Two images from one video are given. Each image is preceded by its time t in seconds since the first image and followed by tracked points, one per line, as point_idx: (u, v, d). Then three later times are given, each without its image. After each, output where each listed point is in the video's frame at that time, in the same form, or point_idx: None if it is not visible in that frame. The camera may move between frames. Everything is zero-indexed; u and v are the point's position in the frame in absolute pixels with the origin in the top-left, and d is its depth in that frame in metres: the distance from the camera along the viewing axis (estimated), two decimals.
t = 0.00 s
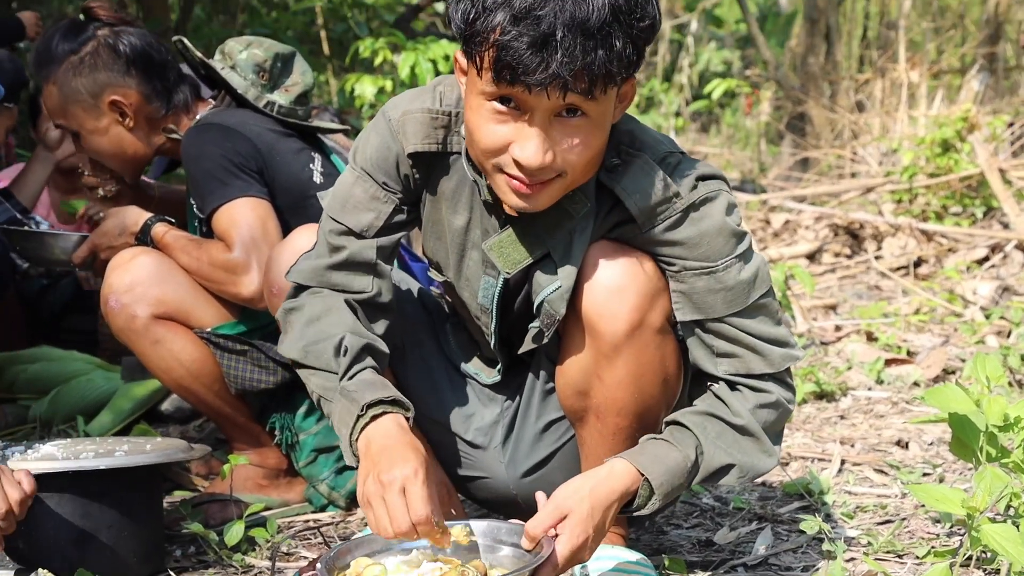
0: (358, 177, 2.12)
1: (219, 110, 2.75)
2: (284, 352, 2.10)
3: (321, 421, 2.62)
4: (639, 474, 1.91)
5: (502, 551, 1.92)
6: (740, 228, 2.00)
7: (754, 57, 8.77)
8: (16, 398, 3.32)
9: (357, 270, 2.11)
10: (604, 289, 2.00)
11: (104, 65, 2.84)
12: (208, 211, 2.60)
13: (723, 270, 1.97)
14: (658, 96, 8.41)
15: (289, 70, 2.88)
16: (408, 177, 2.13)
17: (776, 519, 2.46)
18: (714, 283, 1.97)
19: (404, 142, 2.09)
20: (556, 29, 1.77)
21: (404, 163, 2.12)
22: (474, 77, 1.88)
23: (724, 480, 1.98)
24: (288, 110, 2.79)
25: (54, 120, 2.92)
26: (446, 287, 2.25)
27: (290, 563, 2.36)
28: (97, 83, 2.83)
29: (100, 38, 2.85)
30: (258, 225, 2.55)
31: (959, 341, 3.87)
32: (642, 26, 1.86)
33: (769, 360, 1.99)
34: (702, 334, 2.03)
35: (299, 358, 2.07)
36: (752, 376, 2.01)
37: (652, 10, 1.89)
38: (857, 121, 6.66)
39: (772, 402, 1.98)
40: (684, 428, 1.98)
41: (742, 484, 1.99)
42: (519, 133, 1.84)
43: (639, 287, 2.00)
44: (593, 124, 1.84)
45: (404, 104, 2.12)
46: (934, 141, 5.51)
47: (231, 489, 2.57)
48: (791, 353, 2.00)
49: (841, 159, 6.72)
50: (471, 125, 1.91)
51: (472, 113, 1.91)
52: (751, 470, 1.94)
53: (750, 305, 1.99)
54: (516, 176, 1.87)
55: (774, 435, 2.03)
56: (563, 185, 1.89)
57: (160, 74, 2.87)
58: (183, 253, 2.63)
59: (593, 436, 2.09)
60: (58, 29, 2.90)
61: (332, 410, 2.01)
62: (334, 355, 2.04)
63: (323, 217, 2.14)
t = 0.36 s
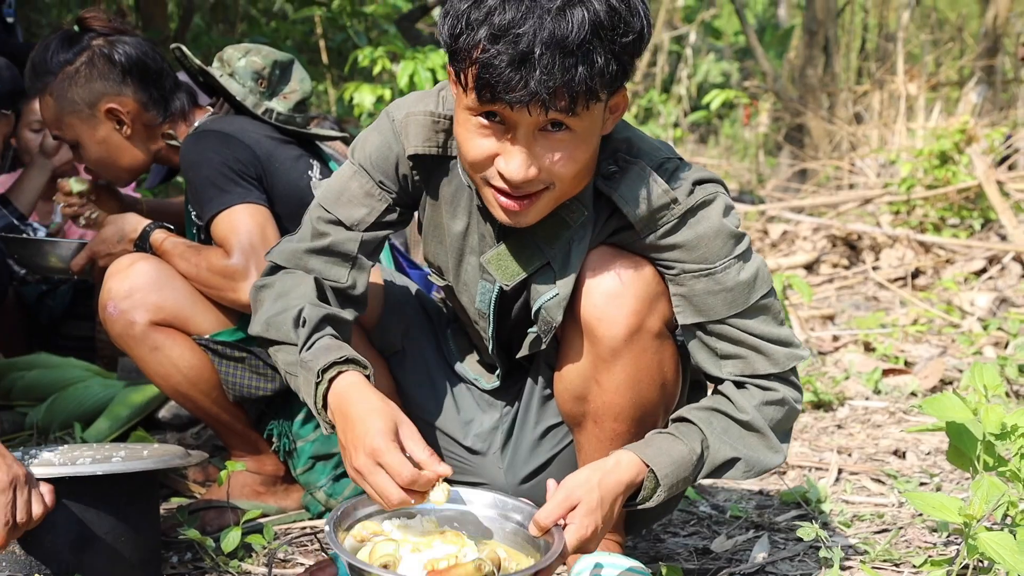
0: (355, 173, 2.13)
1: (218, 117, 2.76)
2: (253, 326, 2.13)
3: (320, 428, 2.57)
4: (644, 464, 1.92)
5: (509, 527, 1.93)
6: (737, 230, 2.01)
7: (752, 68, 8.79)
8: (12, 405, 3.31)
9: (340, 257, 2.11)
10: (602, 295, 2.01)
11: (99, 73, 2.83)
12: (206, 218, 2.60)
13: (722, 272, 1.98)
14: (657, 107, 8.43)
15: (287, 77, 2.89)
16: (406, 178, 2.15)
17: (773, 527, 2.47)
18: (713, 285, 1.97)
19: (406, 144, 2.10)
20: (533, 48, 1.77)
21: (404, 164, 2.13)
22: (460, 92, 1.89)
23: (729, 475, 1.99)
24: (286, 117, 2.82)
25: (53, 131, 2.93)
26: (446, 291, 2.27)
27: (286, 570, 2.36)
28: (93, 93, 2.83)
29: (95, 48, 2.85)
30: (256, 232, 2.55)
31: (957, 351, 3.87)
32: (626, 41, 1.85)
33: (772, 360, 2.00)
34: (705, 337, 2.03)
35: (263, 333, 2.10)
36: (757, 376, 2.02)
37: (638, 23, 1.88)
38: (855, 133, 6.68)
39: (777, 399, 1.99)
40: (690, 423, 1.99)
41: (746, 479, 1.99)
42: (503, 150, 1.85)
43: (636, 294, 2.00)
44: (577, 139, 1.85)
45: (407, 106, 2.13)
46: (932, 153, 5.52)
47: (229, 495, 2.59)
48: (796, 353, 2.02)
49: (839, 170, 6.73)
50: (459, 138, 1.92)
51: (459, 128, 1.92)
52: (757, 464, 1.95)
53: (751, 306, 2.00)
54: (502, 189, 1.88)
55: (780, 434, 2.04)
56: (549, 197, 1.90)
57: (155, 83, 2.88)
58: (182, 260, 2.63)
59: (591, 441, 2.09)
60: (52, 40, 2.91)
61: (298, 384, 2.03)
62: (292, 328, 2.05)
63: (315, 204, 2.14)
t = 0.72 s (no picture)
0: (360, 164, 2.13)
1: (216, 120, 2.77)
2: (249, 300, 2.08)
3: (318, 432, 2.61)
4: (663, 414, 1.90)
5: (525, 482, 1.95)
6: (738, 224, 2.02)
7: (749, 73, 8.81)
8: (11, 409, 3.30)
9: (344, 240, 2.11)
10: (604, 294, 2.01)
11: (101, 69, 2.84)
12: (204, 222, 2.59)
13: (726, 265, 1.99)
14: (654, 111, 8.44)
15: (286, 80, 2.90)
16: (410, 175, 2.15)
17: (771, 531, 2.47)
18: (718, 280, 1.98)
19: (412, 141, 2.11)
20: (523, 67, 1.76)
21: (409, 161, 2.13)
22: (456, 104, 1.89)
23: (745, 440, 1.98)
24: (285, 121, 2.82)
25: (52, 131, 2.92)
26: (449, 292, 2.27)
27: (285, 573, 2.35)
28: (94, 90, 2.84)
29: (96, 46, 2.87)
30: (253, 236, 2.54)
31: (955, 355, 3.88)
32: (617, 55, 1.85)
33: (785, 346, 2.00)
34: (714, 333, 2.03)
35: (269, 302, 2.05)
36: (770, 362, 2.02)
37: (629, 34, 1.87)
38: (852, 137, 6.69)
39: (790, 374, 1.99)
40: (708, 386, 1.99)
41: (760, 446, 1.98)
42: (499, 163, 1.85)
43: (637, 294, 2.00)
44: (570, 152, 1.85)
45: (416, 105, 2.14)
46: (929, 157, 5.53)
47: (228, 500, 2.57)
48: (805, 340, 2.02)
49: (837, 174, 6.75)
50: (455, 148, 1.93)
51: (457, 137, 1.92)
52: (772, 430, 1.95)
53: (757, 296, 2.00)
54: (497, 199, 1.89)
55: (795, 409, 2.04)
56: (544, 206, 1.91)
57: (154, 81, 2.89)
58: (178, 265, 2.63)
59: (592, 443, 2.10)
60: (51, 43, 2.92)
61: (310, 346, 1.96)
62: (305, 294, 2.01)
63: (319, 188, 2.14)
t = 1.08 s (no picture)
0: (361, 146, 2.14)
1: (214, 124, 2.76)
2: (217, 250, 2.09)
3: (318, 435, 2.60)
4: (680, 379, 1.89)
5: (540, 448, 1.97)
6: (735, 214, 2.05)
7: (747, 76, 8.82)
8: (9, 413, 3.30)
9: (324, 211, 2.13)
10: (607, 296, 2.00)
11: (98, 72, 2.85)
12: (201, 226, 2.57)
13: (728, 253, 2.01)
14: (653, 114, 8.44)
15: (283, 84, 2.92)
16: (410, 168, 2.16)
17: (770, 534, 2.47)
18: (722, 269, 2.00)
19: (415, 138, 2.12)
20: (517, 104, 1.75)
21: (411, 156, 2.15)
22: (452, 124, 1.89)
23: (762, 410, 1.97)
24: (282, 124, 2.84)
25: (52, 132, 2.92)
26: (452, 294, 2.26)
27: None
28: (91, 92, 2.84)
29: (94, 47, 2.88)
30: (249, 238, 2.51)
31: (954, 358, 3.88)
32: (614, 96, 1.84)
33: (800, 326, 1.99)
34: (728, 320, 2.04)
35: (237, 255, 2.05)
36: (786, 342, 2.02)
37: (628, 74, 1.86)
38: (851, 140, 6.69)
39: (806, 349, 1.98)
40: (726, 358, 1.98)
41: (779, 415, 1.98)
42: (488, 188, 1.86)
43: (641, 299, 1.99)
44: (559, 184, 1.86)
45: (426, 101, 2.15)
46: (926, 160, 5.54)
47: (226, 503, 2.57)
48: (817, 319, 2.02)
49: (835, 177, 6.75)
50: (448, 165, 1.94)
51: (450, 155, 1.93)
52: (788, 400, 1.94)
53: (764, 281, 2.02)
54: (482, 222, 1.91)
55: (817, 382, 2.03)
56: (529, 232, 1.93)
57: (153, 82, 2.90)
58: (177, 269, 2.62)
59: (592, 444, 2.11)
60: (49, 44, 2.93)
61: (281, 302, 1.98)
62: (271, 248, 2.02)
63: (318, 157, 2.16)
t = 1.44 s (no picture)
0: (355, 142, 2.15)
1: (213, 126, 2.77)
2: (205, 208, 2.06)
3: (318, 437, 2.61)
4: (681, 363, 1.91)
5: (535, 424, 1.98)
6: (731, 211, 2.05)
7: (746, 77, 8.82)
8: (8, 415, 3.30)
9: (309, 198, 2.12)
10: (607, 301, 2.01)
11: (98, 73, 2.86)
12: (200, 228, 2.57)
13: (728, 250, 2.01)
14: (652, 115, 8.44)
15: (282, 86, 2.92)
16: (403, 171, 2.17)
17: (770, 536, 2.47)
18: (724, 267, 2.00)
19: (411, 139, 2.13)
20: (504, 96, 1.77)
21: (405, 157, 2.16)
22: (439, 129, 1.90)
23: (763, 397, 1.97)
24: (281, 126, 2.85)
25: (50, 131, 2.92)
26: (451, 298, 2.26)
27: None
28: (90, 92, 2.85)
29: (95, 48, 2.88)
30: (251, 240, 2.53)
31: (953, 359, 3.88)
32: (602, 100, 1.85)
33: (807, 316, 1.99)
34: (735, 315, 2.04)
35: (228, 206, 2.04)
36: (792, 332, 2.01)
37: (618, 83, 1.88)
38: (850, 141, 6.69)
39: (809, 338, 1.97)
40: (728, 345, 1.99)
41: (781, 402, 1.97)
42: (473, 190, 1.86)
43: (645, 304, 2.00)
44: (545, 190, 1.85)
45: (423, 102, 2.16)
46: (925, 161, 5.55)
47: (226, 505, 2.57)
48: (825, 309, 2.00)
49: (834, 177, 6.75)
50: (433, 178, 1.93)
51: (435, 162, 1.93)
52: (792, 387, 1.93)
53: (767, 274, 2.02)
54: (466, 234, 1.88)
55: (824, 370, 2.02)
56: (512, 247, 1.90)
57: (153, 84, 2.90)
58: (178, 271, 2.62)
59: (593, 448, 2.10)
60: (50, 43, 2.93)
61: (278, 236, 1.97)
62: (265, 193, 2.04)
63: (308, 150, 2.18)
